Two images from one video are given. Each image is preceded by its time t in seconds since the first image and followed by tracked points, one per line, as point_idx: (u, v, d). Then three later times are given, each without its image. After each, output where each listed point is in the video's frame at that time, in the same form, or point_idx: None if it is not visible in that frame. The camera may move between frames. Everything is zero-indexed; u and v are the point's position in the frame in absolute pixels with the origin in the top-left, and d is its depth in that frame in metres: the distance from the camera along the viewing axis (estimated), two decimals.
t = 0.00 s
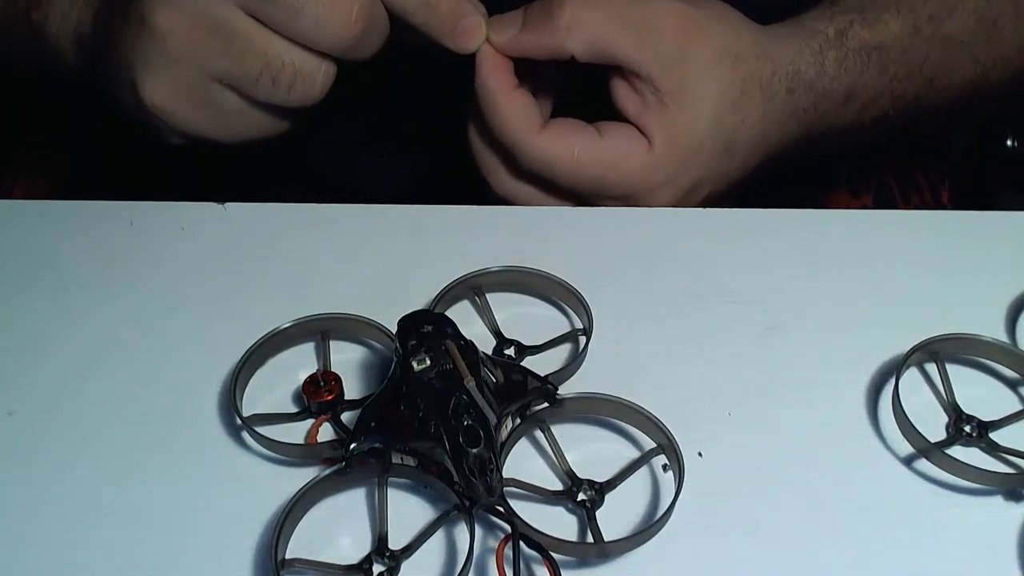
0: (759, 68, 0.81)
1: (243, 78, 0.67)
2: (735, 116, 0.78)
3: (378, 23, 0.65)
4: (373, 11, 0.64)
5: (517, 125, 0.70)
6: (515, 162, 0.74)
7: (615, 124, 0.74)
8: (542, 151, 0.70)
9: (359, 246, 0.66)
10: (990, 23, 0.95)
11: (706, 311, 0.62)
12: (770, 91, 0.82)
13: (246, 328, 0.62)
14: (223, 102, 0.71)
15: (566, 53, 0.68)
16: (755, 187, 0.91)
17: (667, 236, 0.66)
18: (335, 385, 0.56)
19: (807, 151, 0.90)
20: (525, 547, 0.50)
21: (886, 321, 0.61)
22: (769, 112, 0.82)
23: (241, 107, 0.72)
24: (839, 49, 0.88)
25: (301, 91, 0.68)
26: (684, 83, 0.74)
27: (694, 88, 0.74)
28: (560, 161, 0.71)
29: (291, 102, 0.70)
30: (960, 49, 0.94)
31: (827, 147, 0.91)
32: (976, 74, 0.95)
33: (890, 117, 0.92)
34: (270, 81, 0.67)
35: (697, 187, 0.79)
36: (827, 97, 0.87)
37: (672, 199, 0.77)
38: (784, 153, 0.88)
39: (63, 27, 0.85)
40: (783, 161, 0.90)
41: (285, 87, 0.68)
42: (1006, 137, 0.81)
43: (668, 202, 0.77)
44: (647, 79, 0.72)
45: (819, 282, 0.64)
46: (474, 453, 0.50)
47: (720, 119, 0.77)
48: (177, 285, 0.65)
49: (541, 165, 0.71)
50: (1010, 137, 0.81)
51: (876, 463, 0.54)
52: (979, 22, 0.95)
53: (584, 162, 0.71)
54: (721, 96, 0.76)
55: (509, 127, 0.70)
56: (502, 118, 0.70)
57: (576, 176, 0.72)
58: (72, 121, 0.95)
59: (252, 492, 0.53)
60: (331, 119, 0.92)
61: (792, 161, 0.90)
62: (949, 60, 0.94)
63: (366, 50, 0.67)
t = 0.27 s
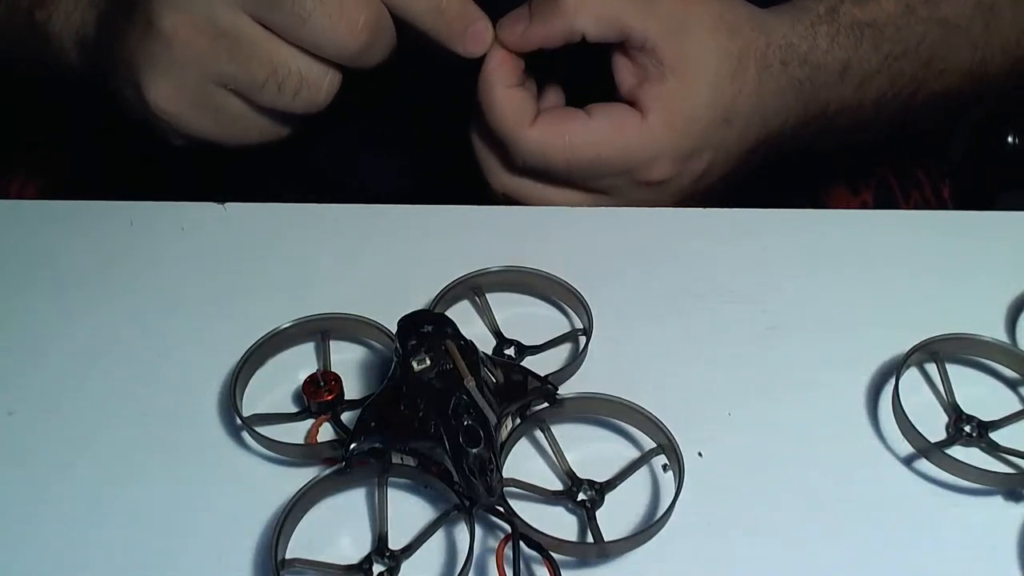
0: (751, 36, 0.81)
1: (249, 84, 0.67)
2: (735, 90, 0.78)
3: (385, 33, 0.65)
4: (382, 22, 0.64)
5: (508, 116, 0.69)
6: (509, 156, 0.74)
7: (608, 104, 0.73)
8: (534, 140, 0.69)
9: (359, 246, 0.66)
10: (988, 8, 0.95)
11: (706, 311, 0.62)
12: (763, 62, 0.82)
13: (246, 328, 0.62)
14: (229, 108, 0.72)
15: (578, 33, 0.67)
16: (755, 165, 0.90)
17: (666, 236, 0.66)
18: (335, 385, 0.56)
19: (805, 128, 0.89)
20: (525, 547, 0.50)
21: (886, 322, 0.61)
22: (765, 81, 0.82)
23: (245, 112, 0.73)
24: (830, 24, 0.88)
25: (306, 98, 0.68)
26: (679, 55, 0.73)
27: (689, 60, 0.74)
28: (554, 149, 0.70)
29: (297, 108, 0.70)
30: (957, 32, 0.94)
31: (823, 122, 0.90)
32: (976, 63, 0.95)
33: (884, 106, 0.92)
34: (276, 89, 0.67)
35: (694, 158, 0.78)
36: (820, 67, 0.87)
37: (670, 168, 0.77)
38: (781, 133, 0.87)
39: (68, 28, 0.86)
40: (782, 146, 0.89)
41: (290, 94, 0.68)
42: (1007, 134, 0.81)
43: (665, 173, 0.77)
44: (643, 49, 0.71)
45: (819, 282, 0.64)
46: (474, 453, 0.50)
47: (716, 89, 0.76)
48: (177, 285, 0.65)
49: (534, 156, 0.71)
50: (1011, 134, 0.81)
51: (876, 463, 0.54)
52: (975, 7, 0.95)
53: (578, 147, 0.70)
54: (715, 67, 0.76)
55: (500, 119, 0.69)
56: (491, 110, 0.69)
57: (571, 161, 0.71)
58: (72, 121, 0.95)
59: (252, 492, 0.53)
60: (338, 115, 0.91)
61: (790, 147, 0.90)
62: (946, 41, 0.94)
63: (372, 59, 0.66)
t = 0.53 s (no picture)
0: (756, 24, 0.78)
1: (257, 81, 0.68)
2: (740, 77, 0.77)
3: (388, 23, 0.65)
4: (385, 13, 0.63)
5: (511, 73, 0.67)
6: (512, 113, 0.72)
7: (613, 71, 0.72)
8: (537, 97, 0.67)
9: (360, 246, 0.66)
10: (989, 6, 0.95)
11: (706, 311, 0.62)
12: (769, 47, 0.80)
13: (246, 328, 0.62)
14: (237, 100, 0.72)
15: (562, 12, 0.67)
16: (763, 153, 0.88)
17: (667, 236, 0.66)
18: (335, 385, 0.56)
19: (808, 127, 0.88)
20: (525, 547, 0.50)
21: (886, 322, 0.61)
22: (770, 69, 0.80)
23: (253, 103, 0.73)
24: (834, 19, 0.87)
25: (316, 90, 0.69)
26: (686, 35, 0.71)
27: (697, 39, 0.72)
28: (557, 106, 0.68)
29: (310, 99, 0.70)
30: (961, 27, 0.93)
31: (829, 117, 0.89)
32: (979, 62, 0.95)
33: (889, 108, 0.92)
34: (288, 85, 0.68)
35: (699, 136, 0.77)
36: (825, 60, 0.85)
37: (675, 144, 0.75)
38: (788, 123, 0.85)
39: (74, 28, 0.87)
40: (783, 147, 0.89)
41: (300, 87, 0.68)
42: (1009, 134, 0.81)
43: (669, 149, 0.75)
44: (647, 33, 0.70)
45: (819, 282, 0.64)
46: (474, 453, 0.50)
47: (720, 72, 0.75)
48: (177, 285, 0.65)
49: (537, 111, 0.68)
50: (1010, 134, 0.81)
51: (876, 463, 0.54)
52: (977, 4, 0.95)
53: (582, 104, 0.68)
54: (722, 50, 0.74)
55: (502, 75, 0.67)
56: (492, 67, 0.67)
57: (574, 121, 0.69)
58: (72, 120, 0.95)
59: (252, 492, 0.53)
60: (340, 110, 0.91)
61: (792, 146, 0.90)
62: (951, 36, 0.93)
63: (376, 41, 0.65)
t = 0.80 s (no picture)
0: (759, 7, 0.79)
1: (280, 84, 0.68)
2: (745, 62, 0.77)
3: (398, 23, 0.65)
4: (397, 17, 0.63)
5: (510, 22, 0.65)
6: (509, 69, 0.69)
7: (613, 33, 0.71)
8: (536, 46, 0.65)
9: (359, 246, 0.66)
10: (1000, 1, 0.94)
11: (706, 311, 0.62)
12: (775, 31, 0.80)
13: (246, 328, 0.62)
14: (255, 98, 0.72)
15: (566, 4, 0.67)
16: (771, 141, 0.85)
17: (667, 236, 0.66)
18: (335, 385, 0.56)
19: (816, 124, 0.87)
20: (525, 547, 0.50)
21: (886, 322, 0.61)
22: (777, 50, 0.80)
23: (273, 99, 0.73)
24: (846, 17, 0.87)
25: (341, 85, 0.69)
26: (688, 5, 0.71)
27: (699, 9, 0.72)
28: (556, 57, 0.66)
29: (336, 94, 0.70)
30: (972, 21, 0.92)
31: (838, 116, 0.88)
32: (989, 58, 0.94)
33: (902, 107, 0.91)
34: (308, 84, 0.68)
35: (697, 109, 0.75)
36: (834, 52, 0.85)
37: (671, 113, 0.73)
38: (792, 112, 0.84)
39: (79, 28, 0.88)
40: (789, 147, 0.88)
41: (324, 85, 0.68)
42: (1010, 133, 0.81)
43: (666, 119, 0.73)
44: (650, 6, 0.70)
45: (818, 282, 0.64)
46: (474, 453, 0.50)
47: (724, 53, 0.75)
48: (177, 285, 0.65)
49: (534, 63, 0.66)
50: (1011, 133, 0.81)
51: (877, 463, 0.54)
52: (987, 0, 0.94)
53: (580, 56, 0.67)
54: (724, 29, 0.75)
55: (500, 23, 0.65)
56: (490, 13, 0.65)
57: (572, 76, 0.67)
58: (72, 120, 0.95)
59: (252, 492, 0.53)
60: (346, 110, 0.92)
61: (798, 149, 0.89)
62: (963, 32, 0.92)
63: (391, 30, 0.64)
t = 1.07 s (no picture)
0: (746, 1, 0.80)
1: (269, 83, 0.68)
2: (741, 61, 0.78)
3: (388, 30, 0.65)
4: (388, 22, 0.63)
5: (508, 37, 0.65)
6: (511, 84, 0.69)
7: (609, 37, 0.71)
8: (537, 59, 0.65)
9: (359, 246, 0.66)
10: None
11: (706, 311, 0.62)
12: (764, 22, 0.81)
13: (246, 328, 0.62)
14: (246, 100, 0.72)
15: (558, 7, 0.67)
16: (770, 142, 0.86)
17: (667, 236, 0.66)
18: (335, 385, 0.56)
19: (816, 118, 0.87)
20: (525, 547, 0.50)
21: (886, 322, 0.61)
22: (770, 46, 0.81)
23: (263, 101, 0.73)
24: (836, 10, 0.88)
25: (330, 86, 0.69)
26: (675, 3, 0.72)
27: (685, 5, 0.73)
28: (559, 66, 0.65)
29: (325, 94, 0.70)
30: (966, 16, 0.93)
31: (832, 110, 0.87)
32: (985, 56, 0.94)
33: (899, 101, 0.91)
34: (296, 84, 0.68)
35: (701, 106, 0.75)
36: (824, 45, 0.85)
37: (676, 113, 0.73)
38: (792, 105, 0.84)
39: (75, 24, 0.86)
40: (790, 144, 0.88)
41: (312, 85, 0.68)
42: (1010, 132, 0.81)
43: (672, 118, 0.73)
44: None
45: (818, 282, 0.64)
46: (474, 453, 0.50)
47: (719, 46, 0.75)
48: (178, 285, 0.65)
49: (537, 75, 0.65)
50: (1010, 133, 0.81)
51: (877, 463, 0.54)
52: None
53: (582, 64, 0.66)
54: (715, 24, 0.75)
55: (498, 41, 0.65)
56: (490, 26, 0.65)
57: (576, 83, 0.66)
58: (72, 120, 0.95)
59: (252, 492, 0.53)
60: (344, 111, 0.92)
61: (798, 149, 0.89)
62: (959, 28, 0.92)
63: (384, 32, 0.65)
